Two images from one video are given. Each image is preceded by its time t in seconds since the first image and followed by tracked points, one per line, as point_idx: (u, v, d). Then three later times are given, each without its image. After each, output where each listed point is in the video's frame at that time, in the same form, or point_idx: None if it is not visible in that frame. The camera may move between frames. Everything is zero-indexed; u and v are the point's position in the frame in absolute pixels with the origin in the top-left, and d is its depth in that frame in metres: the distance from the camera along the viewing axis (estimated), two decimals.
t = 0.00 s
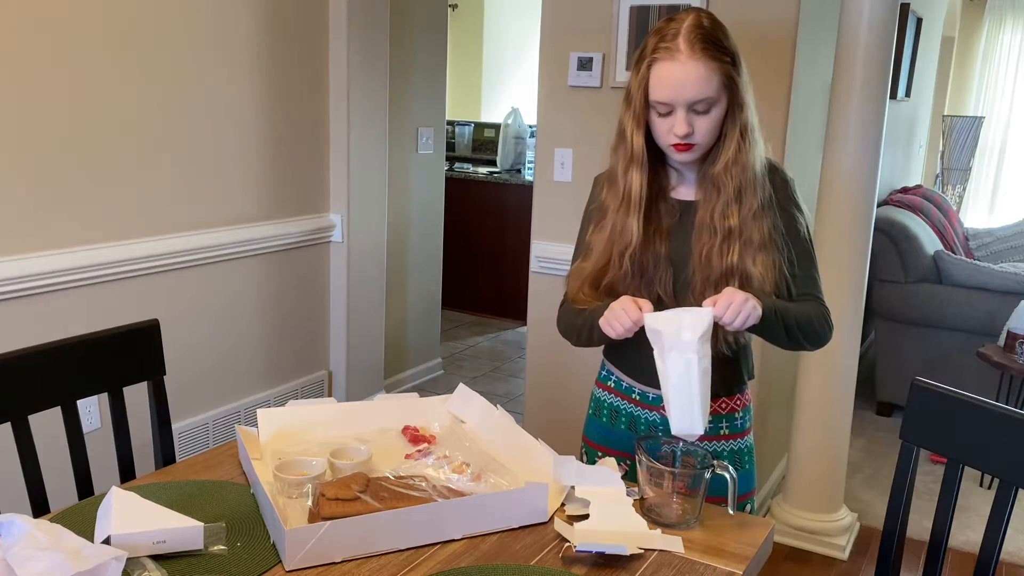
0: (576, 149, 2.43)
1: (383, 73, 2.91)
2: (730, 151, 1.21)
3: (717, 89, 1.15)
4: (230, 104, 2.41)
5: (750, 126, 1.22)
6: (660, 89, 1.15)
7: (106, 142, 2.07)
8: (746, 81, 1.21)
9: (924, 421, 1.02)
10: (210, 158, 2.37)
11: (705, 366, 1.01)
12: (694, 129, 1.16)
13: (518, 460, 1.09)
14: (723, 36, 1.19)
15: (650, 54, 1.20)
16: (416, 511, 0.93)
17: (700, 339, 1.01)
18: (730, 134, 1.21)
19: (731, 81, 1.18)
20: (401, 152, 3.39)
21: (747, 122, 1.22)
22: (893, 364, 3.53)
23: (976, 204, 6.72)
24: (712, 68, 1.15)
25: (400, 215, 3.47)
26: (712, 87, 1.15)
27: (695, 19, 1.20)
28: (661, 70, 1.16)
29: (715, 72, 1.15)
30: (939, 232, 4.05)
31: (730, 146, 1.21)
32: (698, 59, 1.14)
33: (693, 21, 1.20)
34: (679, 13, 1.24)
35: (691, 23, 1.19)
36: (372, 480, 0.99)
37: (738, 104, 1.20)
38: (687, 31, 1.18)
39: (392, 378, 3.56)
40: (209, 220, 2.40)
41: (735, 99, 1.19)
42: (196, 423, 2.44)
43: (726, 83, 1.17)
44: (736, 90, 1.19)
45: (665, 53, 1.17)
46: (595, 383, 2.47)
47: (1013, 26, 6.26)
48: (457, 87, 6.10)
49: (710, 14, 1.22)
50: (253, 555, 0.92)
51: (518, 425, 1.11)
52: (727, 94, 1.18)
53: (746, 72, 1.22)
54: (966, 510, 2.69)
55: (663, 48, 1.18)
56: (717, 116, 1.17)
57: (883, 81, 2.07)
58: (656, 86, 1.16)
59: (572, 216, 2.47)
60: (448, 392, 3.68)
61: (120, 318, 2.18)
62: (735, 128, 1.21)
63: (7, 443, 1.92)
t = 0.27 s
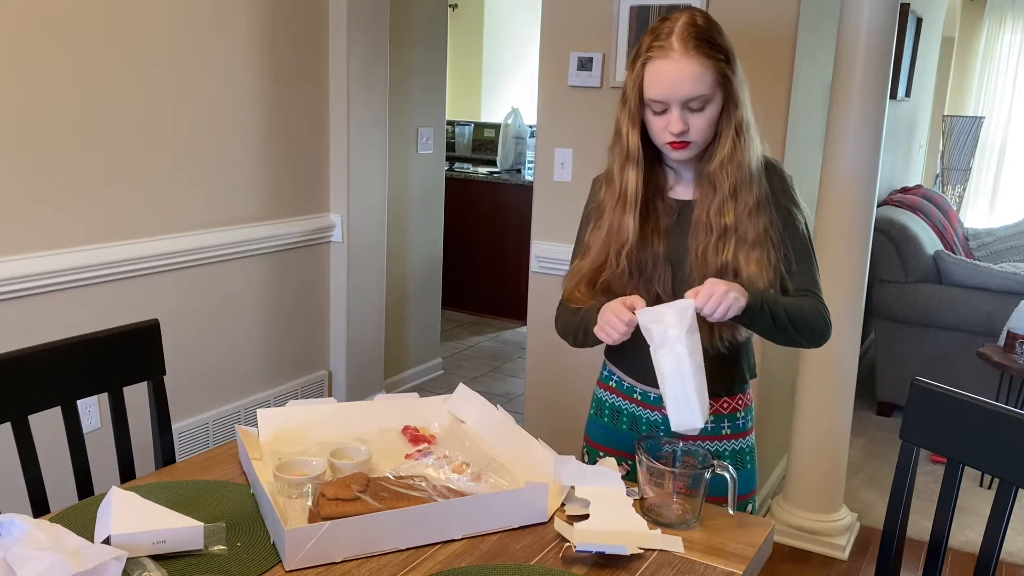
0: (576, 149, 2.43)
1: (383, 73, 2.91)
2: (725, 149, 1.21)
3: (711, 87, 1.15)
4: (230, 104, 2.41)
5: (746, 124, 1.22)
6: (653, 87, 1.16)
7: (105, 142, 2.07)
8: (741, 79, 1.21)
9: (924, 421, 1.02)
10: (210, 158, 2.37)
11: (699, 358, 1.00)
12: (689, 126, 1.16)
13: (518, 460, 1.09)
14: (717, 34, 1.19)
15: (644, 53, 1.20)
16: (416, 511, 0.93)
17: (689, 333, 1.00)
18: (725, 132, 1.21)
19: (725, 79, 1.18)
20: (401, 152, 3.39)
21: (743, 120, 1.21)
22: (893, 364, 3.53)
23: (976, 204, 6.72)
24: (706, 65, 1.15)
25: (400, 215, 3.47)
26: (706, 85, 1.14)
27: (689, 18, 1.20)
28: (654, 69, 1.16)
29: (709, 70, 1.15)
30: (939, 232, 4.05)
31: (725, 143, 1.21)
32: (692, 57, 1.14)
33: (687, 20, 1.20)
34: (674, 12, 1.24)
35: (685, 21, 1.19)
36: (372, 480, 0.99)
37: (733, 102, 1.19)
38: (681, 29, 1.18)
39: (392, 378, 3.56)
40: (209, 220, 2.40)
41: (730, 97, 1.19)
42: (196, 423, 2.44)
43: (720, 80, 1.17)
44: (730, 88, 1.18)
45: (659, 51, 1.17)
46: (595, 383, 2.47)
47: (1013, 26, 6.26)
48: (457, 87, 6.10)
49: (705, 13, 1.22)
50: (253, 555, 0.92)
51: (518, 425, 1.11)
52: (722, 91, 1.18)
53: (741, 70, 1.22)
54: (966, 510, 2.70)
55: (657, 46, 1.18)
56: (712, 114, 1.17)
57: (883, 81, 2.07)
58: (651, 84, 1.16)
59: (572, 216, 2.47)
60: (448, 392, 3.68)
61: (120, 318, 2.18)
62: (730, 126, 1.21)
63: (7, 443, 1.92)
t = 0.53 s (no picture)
0: (576, 149, 2.43)
1: (383, 73, 2.91)
2: (717, 145, 1.21)
3: (702, 82, 1.15)
4: (230, 104, 2.41)
5: (738, 119, 1.22)
6: (645, 83, 1.16)
7: (105, 142, 2.07)
8: (733, 74, 1.21)
9: (924, 421, 1.02)
10: (210, 158, 2.37)
11: (690, 324, 0.98)
12: (680, 122, 1.16)
13: (518, 460, 1.09)
14: (708, 30, 1.19)
15: (636, 50, 1.20)
16: (416, 511, 0.93)
17: (675, 300, 0.99)
18: (717, 128, 1.21)
19: (717, 74, 1.17)
20: (401, 153, 3.39)
21: (735, 116, 1.21)
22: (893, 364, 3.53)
23: (976, 204, 6.72)
24: (697, 61, 1.15)
25: (400, 214, 3.47)
26: (697, 80, 1.14)
27: (680, 15, 1.20)
28: (646, 65, 1.16)
29: (700, 66, 1.15)
30: (939, 232, 4.05)
31: (717, 139, 1.21)
32: (682, 52, 1.14)
33: (678, 17, 1.20)
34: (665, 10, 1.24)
35: (676, 18, 1.19)
36: (372, 480, 0.99)
37: (725, 98, 1.19)
38: (672, 25, 1.18)
39: (392, 378, 3.56)
40: (209, 220, 2.40)
41: (722, 92, 1.19)
42: (196, 423, 2.44)
43: (712, 75, 1.17)
44: (723, 83, 1.18)
45: (650, 47, 1.18)
46: (595, 383, 2.47)
47: (1013, 26, 6.26)
48: (457, 87, 6.10)
49: (696, 10, 1.22)
50: (253, 555, 0.92)
51: (518, 425, 1.11)
52: (713, 87, 1.18)
53: (733, 67, 1.22)
54: (966, 510, 2.70)
55: (648, 43, 1.18)
56: (703, 109, 1.17)
57: (883, 81, 2.07)
58: (642, 80, 1.16)
59: (572, 216, 2.47)
60: (448, 392, 3.68)
61: (120, 318, 2.18)
62: (723, 121, 1.20)
63: (7, 443, 1.92)
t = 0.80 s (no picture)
0: (576, 149, 2.43)
1: (383, 73, 2.91)
2: (712, 144, 1.20)
3: (697, 81, 1.15)
4: (229, 104, 2.41)
5: (734, 119, 1.21)
6: (640, 83, 1.16)
7: (105, 142, 2.07)
8: (729, 73, 1.20)
9: (923, 421, 1.02)
10: (210, 158, 2.37)
11: (659, 292, 1.05)
12: (675, 121, 1.16)
13: (518, 461, 1.09)
14: (703, 31, 1.19)
15: (632, 49, 1.20)
16: (416, 511, 0.93)
17: (654, 265, 1.04)
18: (712, 127, 1.20)
19: (712, 74, 1.17)
20: (401, 152, 3.38)
21: (731, 115, 1.20)
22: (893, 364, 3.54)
23: (976, 204, 6.72)
24: (691, 61, 1.14)
25: (400, 214, 3.47)
26: (691, 80, 1.14)
27: (675, 15, 1.20)
28: (640, 65, 1.16)
29: (694, 66, 1.15)
30: (939, 232, 4.05)
31: (711, 139, 1.20)
32: (677, 52, 1.14)
33: (673, 17, 1.19)
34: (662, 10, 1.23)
35: (672, 18, 1.19)
36: (372, 480, 0.99)
37: (720, 97, 1.19)
38: (667, 25, 1.18)
39: (392, 378, 3.56)
40: (208, 220, 2.40)
41: (717, 91, 1.18)
42: (196, 423, 2.44)
43: (707, 75, 1.17)
44: (717, 83, 1.18)
45: (645, 47, 1.17)
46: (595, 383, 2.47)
47: (1013, 26, 6.26)
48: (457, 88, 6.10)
49: (692, 10, 1.22)
50: (253, 555, 0.92)
51: (518, 425, 1.11)
52: (708, 87, 1.17)
53: (729, 67, 1.22)
54: (966, 510, 2.70)
55: (643, 42, 1.18)
56: (698, 109, 1.17)
57: (883, 81, 2.07)
58: (637, 80, 1.16)
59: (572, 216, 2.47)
60: (448, 392, 3.69)
61: (120, 318, 2.18)
62: (718, 121, 1.20)
63: (7, 443, 1.92)
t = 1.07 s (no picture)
0: (576, 149, 2.43)
1: (383, 72, 2.91)
2: (716, 147, 1.21)
3: (704, 84, 1.15)
4: (229, 104, 2.41)
5: (739, 122, 1.21)
6: (647, 84, 1.16)
7: (105, 142, 2.07)
8: (736, 76, 1.21)
9: (923, 421, 1.02)
10: (210, 158, 2.37)
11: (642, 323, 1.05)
12: (681, 123, 1.16)
13: (518, 461, 1.09)
14: (712, 33, 1.19)
15: (640, 49, 1.20)
16: (416, 511, 0.93)
17: (647, 301, 1.04)
18: (717, 129, 1.20)
19: (719, 76, 1.17)
20: (401, 152, 3.38)
21: (736, 118, 1.21)
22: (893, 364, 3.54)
23: (976, 204, 6.71)
24: (700, 63, 1.14)
25: (400, 214, 3.47)
26: (699, 82, 1.14)
27: (685, 16, 1.19)
28: (648, 65, 1.16)
29: (703, 68, 1.15)
30: (939, 232, 4.05)
31: (716, 141, 1.21)
32: (686, 54, 1.14)
33: (683, 17, 1.19)
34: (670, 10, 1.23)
35: (681, 19, 1.19)
36: (372, 480, 0.99)
37: (726, 100, 1.19)
38: (677, 26, 1.18)
39: (392, 378, 3.56)
40: (208, 220, 2.40)
41: (724, 94, 1.19)
42: (196, 423, 2.44)
43: (714, 77, 1.17)
44: (725, 86, 1.18)
45: (654, 47, 1.17)
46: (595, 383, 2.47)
47: (1013, 26, 6.26)
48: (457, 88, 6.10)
49: (701, 11, 1.21)
50: (253, 555, 0.92)
51: (518, 426, 1.11)
52: (715, 89, 1.17)
53: (736, 69, 1.22)
54: (966, 510, 2.70)
55: (652, 43, 1.18)
56: (705, 111, 1.17)
57: (883, 81, 2.07)
58: (645, 80, 1.16)
59: (572, 216, 2.47)
60: (448, 392, 3.69)
61: (120, 318, 2.18)
62: (723, 124, 1.20)
63: (7, 443, 1.92)
